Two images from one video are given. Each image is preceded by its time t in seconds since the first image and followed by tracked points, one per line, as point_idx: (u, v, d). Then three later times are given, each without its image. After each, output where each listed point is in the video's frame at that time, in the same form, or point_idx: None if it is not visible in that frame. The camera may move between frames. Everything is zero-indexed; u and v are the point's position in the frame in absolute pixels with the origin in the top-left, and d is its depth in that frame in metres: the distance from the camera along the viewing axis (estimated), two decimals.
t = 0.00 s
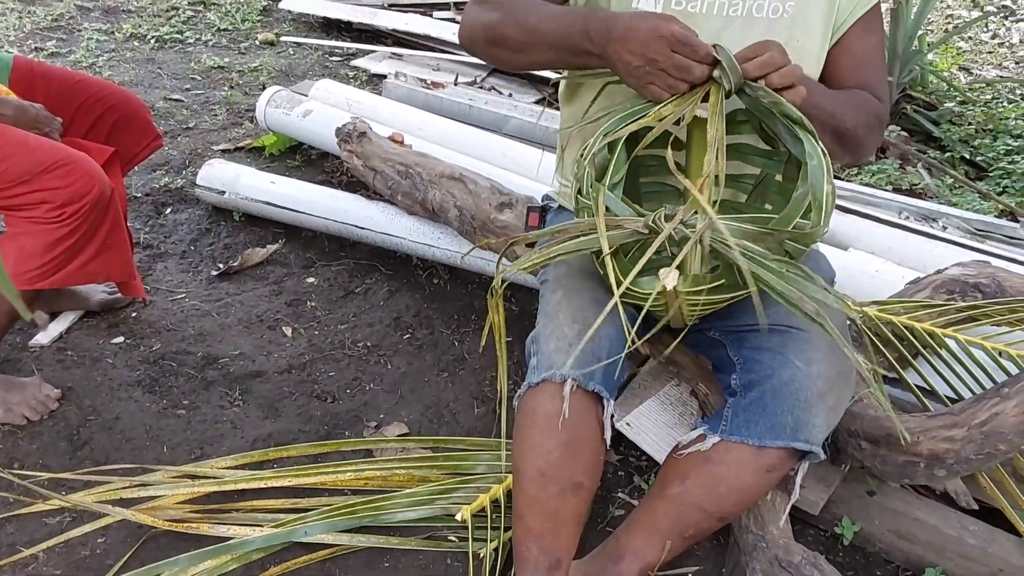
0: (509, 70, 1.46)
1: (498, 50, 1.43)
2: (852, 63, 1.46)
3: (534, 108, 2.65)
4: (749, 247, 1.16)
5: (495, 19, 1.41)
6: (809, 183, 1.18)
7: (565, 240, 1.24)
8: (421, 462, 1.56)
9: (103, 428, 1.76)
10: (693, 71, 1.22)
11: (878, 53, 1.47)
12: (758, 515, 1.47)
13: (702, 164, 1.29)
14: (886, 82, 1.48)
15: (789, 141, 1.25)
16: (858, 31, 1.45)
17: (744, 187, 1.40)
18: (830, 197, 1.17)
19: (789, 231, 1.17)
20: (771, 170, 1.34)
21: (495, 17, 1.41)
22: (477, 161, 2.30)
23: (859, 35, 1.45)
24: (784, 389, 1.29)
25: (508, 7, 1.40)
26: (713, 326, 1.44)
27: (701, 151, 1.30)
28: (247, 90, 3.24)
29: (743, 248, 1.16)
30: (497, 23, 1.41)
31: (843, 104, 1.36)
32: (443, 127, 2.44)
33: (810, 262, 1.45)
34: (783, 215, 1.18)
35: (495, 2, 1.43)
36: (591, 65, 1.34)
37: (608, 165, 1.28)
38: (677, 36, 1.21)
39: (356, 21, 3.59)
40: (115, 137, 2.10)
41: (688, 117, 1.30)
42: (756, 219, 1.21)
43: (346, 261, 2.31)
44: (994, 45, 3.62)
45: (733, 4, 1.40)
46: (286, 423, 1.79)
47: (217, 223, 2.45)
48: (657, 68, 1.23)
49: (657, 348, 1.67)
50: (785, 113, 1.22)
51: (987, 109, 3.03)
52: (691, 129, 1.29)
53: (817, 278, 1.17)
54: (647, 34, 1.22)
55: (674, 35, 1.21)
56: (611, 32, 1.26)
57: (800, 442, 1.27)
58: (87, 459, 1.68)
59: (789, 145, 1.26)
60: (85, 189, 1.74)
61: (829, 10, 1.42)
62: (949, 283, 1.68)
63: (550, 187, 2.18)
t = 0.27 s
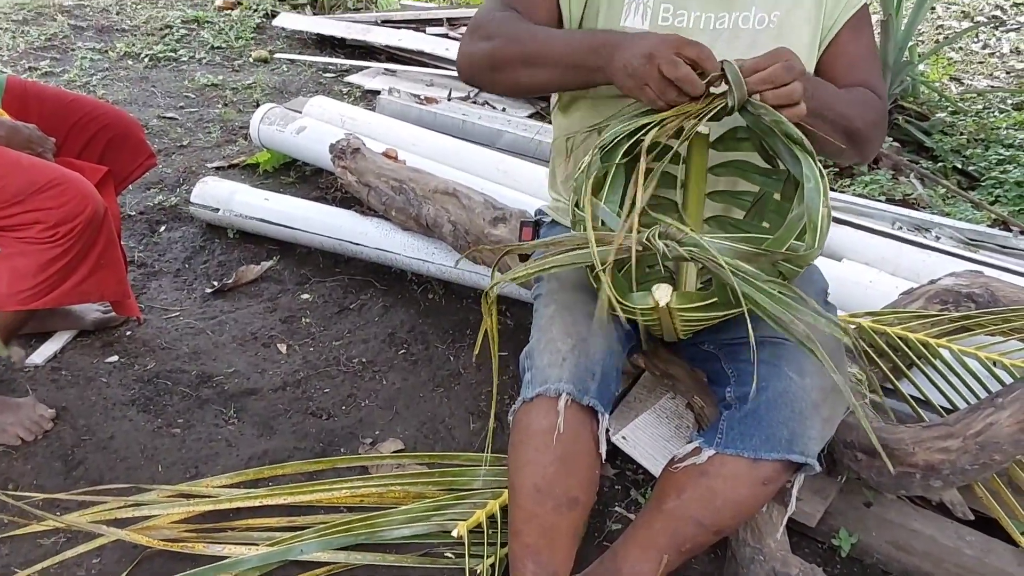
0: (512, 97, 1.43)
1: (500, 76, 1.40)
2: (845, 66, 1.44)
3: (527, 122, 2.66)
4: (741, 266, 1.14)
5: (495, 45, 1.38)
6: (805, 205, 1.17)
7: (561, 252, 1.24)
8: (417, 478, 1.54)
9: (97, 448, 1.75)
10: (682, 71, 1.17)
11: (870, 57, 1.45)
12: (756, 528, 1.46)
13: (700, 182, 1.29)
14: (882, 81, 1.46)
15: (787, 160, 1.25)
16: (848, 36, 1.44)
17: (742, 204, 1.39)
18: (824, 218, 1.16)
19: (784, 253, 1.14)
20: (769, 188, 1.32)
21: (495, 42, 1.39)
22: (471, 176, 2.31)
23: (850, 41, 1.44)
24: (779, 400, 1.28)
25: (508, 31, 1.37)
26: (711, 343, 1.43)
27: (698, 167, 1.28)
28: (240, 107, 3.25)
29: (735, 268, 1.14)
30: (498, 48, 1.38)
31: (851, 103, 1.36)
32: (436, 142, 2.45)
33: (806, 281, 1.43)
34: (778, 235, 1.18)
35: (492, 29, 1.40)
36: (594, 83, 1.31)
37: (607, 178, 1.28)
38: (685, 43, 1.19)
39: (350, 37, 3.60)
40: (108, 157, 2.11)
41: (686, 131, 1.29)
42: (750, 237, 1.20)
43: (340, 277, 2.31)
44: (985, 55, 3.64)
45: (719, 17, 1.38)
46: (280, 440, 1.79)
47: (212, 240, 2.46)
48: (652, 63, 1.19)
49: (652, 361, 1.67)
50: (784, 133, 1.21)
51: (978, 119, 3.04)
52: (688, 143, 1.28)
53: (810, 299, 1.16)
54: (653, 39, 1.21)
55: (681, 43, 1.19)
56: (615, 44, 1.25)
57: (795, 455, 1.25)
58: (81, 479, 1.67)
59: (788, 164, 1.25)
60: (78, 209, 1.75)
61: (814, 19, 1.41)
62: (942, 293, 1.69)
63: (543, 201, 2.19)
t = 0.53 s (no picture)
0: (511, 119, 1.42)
1: (497, 100, 1.39)
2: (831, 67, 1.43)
3: (517, 138, 2.66)
4: (734, 278, 1.14)
5: (489, 73, 1.36)
6: (799, 216, 1.17)
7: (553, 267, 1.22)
8: (409, 496, 1.51)
9: (87, 470, 1.74)
10: (672, 80, 1.16)
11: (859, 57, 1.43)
12: (750, 542, 1.45)
13: (691, 197, 1.29)
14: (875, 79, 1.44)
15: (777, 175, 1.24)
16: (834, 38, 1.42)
17: (733, 219, 1.39)
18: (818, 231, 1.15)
19: (776, 263, 1.13)
20: (760, 202, 1.33)
21: (488, 70, 1.36)
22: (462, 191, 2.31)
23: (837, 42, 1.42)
24: (770, 413, 1.27)
25: (500, 57, 1.35)
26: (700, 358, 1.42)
27: (689, 181, 1.28)
28: (231, 126, 3.26)
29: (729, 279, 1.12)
30: (493, 76, 1.36)
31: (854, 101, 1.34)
32: (427, 159, 2.45)
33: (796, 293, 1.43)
34: (770, 248, 1.17)
35: (482, 57, 1.38)
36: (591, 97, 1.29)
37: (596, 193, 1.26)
38: (681, 54, 1.18)
39: (340, 55, 3.62)
40: (99, 175, 2.11)
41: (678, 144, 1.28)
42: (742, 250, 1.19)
43: (332, 294, 2.31)
44: (973, 66, 3.67)
45: (699, 31, 1.38)
46: (272, 460, 1.78)
47: (203, 259, 2.45)
48: (648, 64, 1.18)
49: (643, 375, 1.66)
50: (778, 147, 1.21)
51: (967, 130, 3.06)
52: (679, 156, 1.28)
53: (802, 312, 1.16)
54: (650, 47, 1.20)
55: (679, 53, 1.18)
56: (610, 54, 1.24)
57: (787, 467, 1.25)
58: (71, 502, 1.66)
59: (780, 177, 1.24)
60: (69, 229, 1.76)
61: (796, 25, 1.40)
62: (933, 303, 1.69)
63: (534, 216, 2.19)
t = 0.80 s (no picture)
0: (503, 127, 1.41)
1: (488, 110, 1.38)
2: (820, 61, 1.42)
3: (510, 137, 2.65)
4: (722, 276, 1.11)
5: (478, 83, 1.36)
6: (785, 211, 1.17)
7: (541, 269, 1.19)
8: (403, 498, 1.49)
9: (78, 475, 1.73)
10: (653, 77, 1.14)
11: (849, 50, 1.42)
12: (746, 541, 1.44)
13: (679, 194, 1.28)
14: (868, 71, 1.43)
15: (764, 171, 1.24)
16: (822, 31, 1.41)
17: (722, 215, 1.38)
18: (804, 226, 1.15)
19: (764, 259, 1.13)
20: (748, 197, 1.32)
21: (477, 79, 1.36)
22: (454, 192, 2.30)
23: (826, 36, 1.42)
24: (763, 411, 1.26)
25: (488, 66, 1.35)
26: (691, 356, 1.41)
27: (677, 180, 1.27)
28: (223, 128, 3.25)
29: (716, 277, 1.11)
30: (483, 85, 1.35)
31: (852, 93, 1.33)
32: (419, 159, 2.44)
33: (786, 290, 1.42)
34: (757, 243, 1.16)
35: (471, 67, 1.37)
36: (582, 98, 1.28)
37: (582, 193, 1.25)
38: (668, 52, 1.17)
39: (332, 56, 3.61)
40: (88, 178, 2.11)
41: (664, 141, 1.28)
42: (731, 246, 1.18)
43: (325, 296, 2.30)
44: (966, 62, 3.67)
45: (684, 29, 1.36)
46: (264, 463, 1.77)
47: (194, 262, 2.44)
48: (633, 61, 1.17)
49: (637, 374, 1.65)
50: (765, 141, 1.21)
51: (960, 126, 3.06)
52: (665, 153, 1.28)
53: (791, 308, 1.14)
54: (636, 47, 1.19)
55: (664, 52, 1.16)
56: (598, 55, 1.22)
57: (781, 465, 1.23)
58: (62, 507, 1.65)
59: (766, 172, 1.24)
60: (55, 233, 1.81)
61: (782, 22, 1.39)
62: (927, 300, 1.68)
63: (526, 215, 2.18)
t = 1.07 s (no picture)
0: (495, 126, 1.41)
1: (479, 110, 1.38)
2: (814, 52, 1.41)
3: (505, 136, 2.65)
4: (720, 264, 1.10)
5: (468, 81, 1.35)
6: (783, 200, 1.17)
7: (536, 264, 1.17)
8: (401, 497, 1.48)
9: (75, 477, 1.72)
10: (639, 78, 1.14)
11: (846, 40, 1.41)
12: (743, 537, 1.45)
13: (672, 188, 1.28)
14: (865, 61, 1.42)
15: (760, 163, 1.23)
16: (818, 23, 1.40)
17: (716, 211, 1.38)
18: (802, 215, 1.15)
19: (763, 250, 1.11)
20: (742, 192, 1.32)
21: (467, 78, 1.35)
22: (449, 191, 2.30)
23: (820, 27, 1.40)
24: (758, 407, 1.26)
25: (478, 64, 1.34)
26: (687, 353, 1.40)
27: (670, 174, 1.27)
28: (217, 129, 3.24)
29: (714, 265, 1.10)
30: (472, 83, 1.35)
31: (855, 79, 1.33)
32: (414, 159, 2.44)
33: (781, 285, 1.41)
34: (755, 234, 1.15)
35: (461, 65, 1.36)
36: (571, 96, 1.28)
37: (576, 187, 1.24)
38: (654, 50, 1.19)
39: (326, 56, 3.60)
40: (81, 180, 2.11)
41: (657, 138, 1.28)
42: (729, 237, 1.17)
43: (321, 296, 2.30)
44: (961, 56, 3.67)
45: (673, 27, 1.36)
46: (261, 464, 1.77)
47: (190, 263, 2.44)
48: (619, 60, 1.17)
49: (633, 371, 1.65)
50: (760, 133, 1.21)
51: (956, 120, 3.06)
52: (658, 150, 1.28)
53: (791, 294, 1.12)
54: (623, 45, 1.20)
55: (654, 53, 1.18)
56: (587, 53, 1.23)
57: (777, 461, 1.23)
58: (59, 509, 1.64)
59: (762, 165, 1.23)
60: (49, 235, 1.81)
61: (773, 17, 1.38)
62: (923, 295, 1.67)
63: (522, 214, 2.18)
